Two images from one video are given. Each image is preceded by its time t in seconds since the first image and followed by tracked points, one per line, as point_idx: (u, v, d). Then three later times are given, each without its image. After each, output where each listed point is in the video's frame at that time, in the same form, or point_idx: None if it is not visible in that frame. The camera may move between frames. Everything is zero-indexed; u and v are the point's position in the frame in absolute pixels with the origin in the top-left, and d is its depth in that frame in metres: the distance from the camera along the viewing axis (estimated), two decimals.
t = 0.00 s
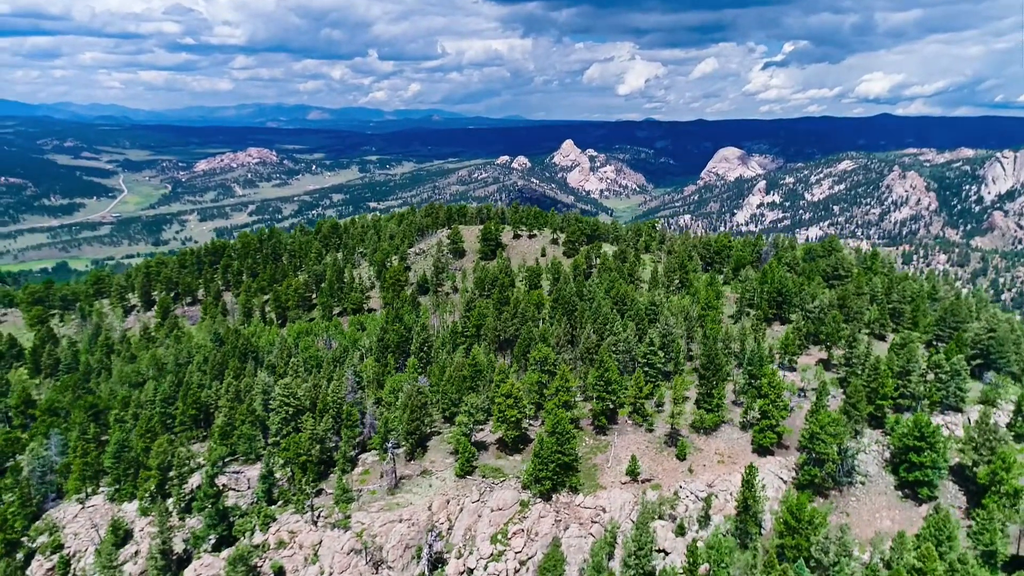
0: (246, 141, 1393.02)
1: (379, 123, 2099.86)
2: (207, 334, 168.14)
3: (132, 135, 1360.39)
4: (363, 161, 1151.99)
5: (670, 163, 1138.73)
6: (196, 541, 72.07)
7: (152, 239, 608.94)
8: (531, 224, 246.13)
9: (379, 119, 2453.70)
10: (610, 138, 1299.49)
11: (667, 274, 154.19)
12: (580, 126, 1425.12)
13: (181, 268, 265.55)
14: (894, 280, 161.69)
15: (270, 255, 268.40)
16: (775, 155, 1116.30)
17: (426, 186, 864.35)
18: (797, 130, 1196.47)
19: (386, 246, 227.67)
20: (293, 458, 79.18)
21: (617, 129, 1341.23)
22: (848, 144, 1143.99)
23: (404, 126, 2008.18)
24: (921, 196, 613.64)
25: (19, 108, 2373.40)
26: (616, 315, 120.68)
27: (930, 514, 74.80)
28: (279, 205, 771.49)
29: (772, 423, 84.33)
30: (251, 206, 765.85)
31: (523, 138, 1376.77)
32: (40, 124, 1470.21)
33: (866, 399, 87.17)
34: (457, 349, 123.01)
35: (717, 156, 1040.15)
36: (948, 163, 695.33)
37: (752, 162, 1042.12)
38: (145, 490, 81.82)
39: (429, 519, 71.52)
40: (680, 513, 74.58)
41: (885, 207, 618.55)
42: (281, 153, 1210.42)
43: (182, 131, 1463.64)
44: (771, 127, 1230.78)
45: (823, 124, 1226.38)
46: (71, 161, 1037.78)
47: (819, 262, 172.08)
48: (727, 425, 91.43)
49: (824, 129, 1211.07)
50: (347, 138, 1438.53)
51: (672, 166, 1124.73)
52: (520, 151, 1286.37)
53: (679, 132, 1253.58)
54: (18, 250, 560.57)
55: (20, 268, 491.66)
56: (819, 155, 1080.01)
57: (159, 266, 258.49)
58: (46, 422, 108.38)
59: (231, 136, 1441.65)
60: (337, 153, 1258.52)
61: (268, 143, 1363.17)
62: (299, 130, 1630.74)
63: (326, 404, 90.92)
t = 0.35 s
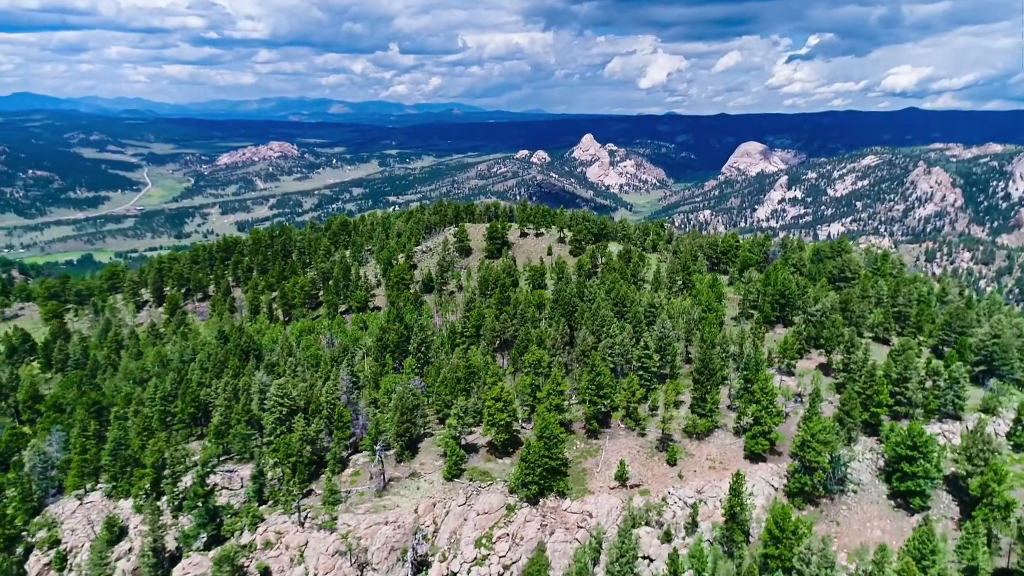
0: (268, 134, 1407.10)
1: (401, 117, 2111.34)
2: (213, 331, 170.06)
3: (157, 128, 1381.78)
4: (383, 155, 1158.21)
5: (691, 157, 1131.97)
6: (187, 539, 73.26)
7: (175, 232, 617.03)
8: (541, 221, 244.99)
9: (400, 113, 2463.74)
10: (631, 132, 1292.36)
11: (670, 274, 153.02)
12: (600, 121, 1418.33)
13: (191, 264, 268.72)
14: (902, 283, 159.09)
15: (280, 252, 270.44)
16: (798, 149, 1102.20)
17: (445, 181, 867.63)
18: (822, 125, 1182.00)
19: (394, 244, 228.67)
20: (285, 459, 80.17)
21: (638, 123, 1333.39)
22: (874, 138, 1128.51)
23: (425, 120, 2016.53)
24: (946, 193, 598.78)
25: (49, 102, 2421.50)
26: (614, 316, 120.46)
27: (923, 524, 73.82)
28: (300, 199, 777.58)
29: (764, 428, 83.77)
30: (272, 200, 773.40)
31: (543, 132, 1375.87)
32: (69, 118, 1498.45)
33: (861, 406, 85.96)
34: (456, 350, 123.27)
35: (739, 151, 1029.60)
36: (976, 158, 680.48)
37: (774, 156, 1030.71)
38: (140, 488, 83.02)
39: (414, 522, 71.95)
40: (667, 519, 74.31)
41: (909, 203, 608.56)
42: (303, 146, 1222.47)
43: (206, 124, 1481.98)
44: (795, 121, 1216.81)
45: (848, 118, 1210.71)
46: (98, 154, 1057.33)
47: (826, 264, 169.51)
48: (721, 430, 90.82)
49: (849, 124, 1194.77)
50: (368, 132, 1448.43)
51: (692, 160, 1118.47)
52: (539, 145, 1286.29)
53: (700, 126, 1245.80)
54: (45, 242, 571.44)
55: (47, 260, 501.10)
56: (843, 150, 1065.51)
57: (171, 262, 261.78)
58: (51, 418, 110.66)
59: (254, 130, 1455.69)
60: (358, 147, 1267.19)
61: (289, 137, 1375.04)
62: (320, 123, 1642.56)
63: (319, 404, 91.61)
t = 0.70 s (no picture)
0: (289, 127, 1420.38)
1: (421, 111, 2122.12)
2: (220, 328, 172.12)
3: (180, 121, 1401.92)
4: (403, 148, 1164.09)
5: (712, 152, 1125.44)
6: (177, 537, 74.38)
7: (196, 224, 623.71)
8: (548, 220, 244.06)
9: (421, 106, 2479.53)
10: (651, 127, 1284.94)
11: (672, 275, 152.21)
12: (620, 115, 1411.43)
13: (203, 260, 271.04)
14: (908, 285, 156.80)
15: (288, 249, 272.08)
16: (821, 144, 1088.97)
17: (464, 175, 869.53)
18: (845, 120, 1168.94)
19: (400, 242, 229.52)
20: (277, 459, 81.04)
21: (658, 118, 1325.51)
22: (899, 132, 1113.50)
23: (445, 114, 2023.88)
24: (971, 189, 588.51)
25: (77, 95, 2461.24)
26: (613, 318, 120.02)
27: (913, 535, 73.03)
28: (319, 192, 783.03)
29: (755, 435, 83.10)
30: (292, 193, 780.09)
31: (562, 126, 1375.08)
32: (95, 112, 1522.77)
33: (854, 413, 85.01)
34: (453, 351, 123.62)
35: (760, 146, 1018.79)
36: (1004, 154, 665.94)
37: (796, 151, 1019.77)
38: (135, 484, 84.20)
39: (400, 524, 72.36)
40: (652, 525, 74.08)
41: (934, 200, 597.38)
42: (324, 140, 1233.56)
43: (228, 118, 1496.60)
44: (818, 116, 1204.51)
45: (873, 113, 1196.03)
46: (122, 148, 1074.51)
47: (832, 266, 167.37)
48: (713, 435, 90.38)
49: (874, 119, 1179.67)
50: (388, 126, 1457.30)
51: (713, 155, 1112.39)
52: (558, 139, 1285.45)
53: (721, 121, 1237.81)
54: (70, 234, 580.78)
55: (72, 252, 509.24)
56: (867, 145, 1051.57)
57: (181, 258, 265.11)
58: (56, 413, 112.85)
59: (275, 123, 1468.93)
60: (378, 140, 1275.65)
61: (310, 130, 1385.38)
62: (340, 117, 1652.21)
63: (312, 404, 92.40)
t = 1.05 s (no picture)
0: (312, 121, 1432.27)
1: (442, 105, 2131.63)
2: (229, 323, 174.28)
3: (205, 115, 1420.54)
4: (424, 142, 1168.87)
5: (735, 146, 1117.27)
6: (170, 535, 75.60)
7: (219, 217, 631.00)
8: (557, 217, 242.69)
9: (443, 100, 2490.65)
10: (673, 121, 1276.78)
11: (676, 276, 151.18)
12: (642, 109, 1403.04)
13: (216, 255, 274.13)
14: (918, 288, 154.20)
15: (298, 245, 273.83)
16: (846, 139, 1073.97)
17: (485, 169, 870.85)
18: (872, 114, 1151.99)
19: (408, 239, 230.25)
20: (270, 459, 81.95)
21: (681, 112, 1316.24)
22: (927, 126, 1095.77)
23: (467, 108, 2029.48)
24: (1000, 184, 581.80)
25: (106, 89, 2503.73)
26: (612, 321, 119.68)
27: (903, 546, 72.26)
28: (341, 185, 789.30)
29: (747, 441, 82.43)
30: (314, 186, 787.67)
31: (583, 120, 1372.33)
32: (123, 105, 1548.86)
33: (849, 422, 84.22)
34: (453, 351, 124.02)
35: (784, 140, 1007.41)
36: None
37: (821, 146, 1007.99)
38: (133, 480, 85.71)
39: (387, 526, 72.91)
40: (639, 531, 73.92)
41: (961, 196, 587.46)
42: (347, 134, 1243.82)
43: (251, 111, 1512.47)
44: (844, 111, 1189.30)
45: (901, 107, 1177.93)
46: (148, 141, 1091.76)
47: (841, 267, 164.84)
48: (706, 440, 89.89)
49: (902, 113, 1161.28)
50: (410, 120, 1464.48)
51: (736, 149, 1104.67)
52: (579, 132, 1283.69)
53: (745, 115, 1227.86)
54: (96, 226, 591.14)
55: (99, 244, 518.46)
56: (893, 139, 1035.53)
57: (195, 254, 268.39)
58: (63, 408, 115.08)
59: (297, 117, 1482.02)
60: (399, 134, 1283.11)
61: (332, 124, 1395.66)
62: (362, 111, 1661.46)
63: (307, 405, 93.10)
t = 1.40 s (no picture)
0: (334, 115, 1443.53)
1: (464, 98, 2136.48)
2: (237, 320, 176.35)
3: (229, 109, 1438.86)
4: (444, 136, 1172.75)
5: (758, 141, 1107.77)
6: (163, 532, 76.91)
7: (241, 210, 637.81)
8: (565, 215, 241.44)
9: (465, 94, 2495.93)
10: (695, 116, 1267.29)
11: (678, 279, 149.97)
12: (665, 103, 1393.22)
13: (228, 251, 276.28)
14: (927, 291, 151.56)
15: (309, 242, 275.69)
16: (873, 134, 1057.43)
17: (505, 163, 870.98)
18: (898, 108, 1133.55)
19: (416, 237, 230.76)
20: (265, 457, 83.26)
21: (703, 106, 1306.86)
22: (956, 120, 1076.27)
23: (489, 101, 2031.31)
24: None
25: (133, 82, 2543.38)
26: (609, 324, 118.97)
27: (892, 557, 71.51)
28: (361, 179, 794.90)
29: (738, 448, 81.87)
30: (334, 180, 793.91)
31: (603, 114, 1367.70)
32: (150, 99, 1572.88)
33: (843, 430, 83.38)
34: (452, 352, 124.26)
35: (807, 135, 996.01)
36: None
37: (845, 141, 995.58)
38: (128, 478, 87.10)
39: (375, 527, 73.53)
40: (625, 537, 73.75)
41: (989, 192, 576.17)
42: (368, 128, 1251.79)
43: (273, 104, 1525.94)
44: (870, 105, 1172.13)
45: (929, 100, 1157.44)
46: (172, 134, 1107.94)
47: (848, 269, 162.23)
48: (699, 446, 89.24)
49: (930, 106, 1141.22)
50: (431, 114, 1469.74)
51: (759, 144, 1095.08)
52: (599, 127, 1280.08)
53: (768, 109, 1216.28)
54: (121, 218, 600.96)
55: (124, 236, 527.11)
56: (920, 134, 1018.74)
57: (208, 249, 271.45)
58: (69, 404, 117.23)
59: (319, 111, 1494.49)
60: (419, 128, 1288.89)
61: (354, 118, 1404.35)
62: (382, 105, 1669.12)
63: (301, 405, 93.98)
